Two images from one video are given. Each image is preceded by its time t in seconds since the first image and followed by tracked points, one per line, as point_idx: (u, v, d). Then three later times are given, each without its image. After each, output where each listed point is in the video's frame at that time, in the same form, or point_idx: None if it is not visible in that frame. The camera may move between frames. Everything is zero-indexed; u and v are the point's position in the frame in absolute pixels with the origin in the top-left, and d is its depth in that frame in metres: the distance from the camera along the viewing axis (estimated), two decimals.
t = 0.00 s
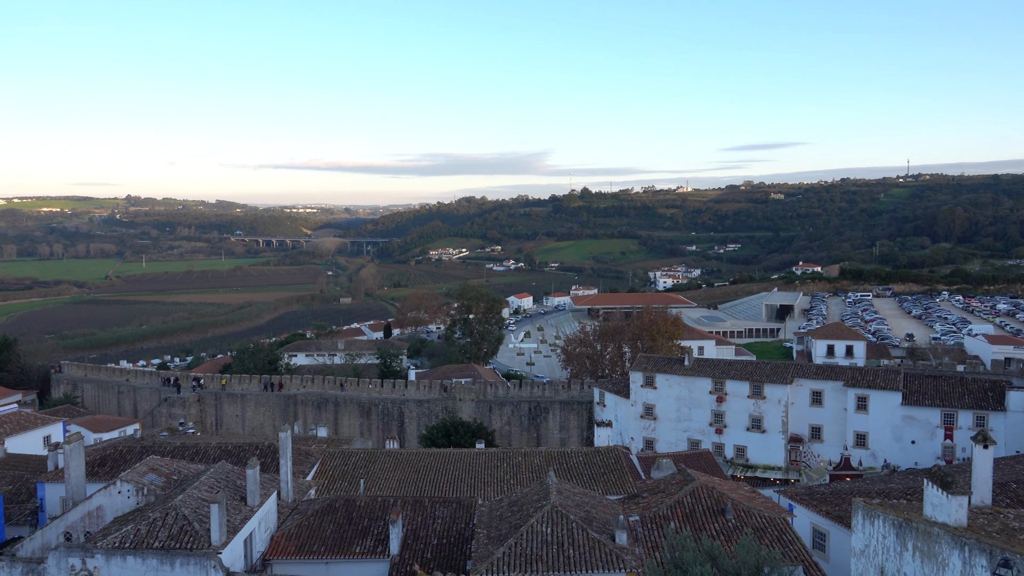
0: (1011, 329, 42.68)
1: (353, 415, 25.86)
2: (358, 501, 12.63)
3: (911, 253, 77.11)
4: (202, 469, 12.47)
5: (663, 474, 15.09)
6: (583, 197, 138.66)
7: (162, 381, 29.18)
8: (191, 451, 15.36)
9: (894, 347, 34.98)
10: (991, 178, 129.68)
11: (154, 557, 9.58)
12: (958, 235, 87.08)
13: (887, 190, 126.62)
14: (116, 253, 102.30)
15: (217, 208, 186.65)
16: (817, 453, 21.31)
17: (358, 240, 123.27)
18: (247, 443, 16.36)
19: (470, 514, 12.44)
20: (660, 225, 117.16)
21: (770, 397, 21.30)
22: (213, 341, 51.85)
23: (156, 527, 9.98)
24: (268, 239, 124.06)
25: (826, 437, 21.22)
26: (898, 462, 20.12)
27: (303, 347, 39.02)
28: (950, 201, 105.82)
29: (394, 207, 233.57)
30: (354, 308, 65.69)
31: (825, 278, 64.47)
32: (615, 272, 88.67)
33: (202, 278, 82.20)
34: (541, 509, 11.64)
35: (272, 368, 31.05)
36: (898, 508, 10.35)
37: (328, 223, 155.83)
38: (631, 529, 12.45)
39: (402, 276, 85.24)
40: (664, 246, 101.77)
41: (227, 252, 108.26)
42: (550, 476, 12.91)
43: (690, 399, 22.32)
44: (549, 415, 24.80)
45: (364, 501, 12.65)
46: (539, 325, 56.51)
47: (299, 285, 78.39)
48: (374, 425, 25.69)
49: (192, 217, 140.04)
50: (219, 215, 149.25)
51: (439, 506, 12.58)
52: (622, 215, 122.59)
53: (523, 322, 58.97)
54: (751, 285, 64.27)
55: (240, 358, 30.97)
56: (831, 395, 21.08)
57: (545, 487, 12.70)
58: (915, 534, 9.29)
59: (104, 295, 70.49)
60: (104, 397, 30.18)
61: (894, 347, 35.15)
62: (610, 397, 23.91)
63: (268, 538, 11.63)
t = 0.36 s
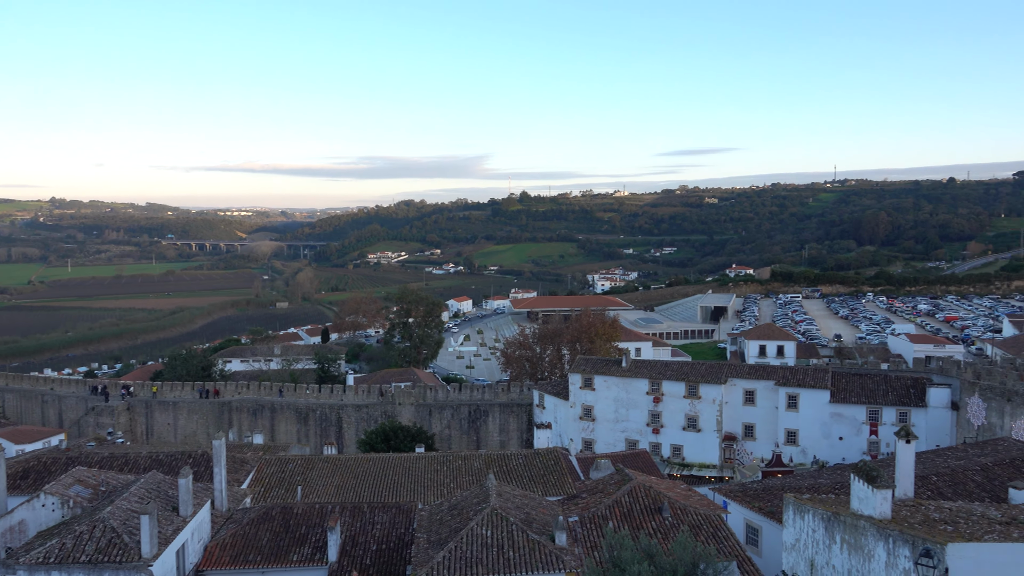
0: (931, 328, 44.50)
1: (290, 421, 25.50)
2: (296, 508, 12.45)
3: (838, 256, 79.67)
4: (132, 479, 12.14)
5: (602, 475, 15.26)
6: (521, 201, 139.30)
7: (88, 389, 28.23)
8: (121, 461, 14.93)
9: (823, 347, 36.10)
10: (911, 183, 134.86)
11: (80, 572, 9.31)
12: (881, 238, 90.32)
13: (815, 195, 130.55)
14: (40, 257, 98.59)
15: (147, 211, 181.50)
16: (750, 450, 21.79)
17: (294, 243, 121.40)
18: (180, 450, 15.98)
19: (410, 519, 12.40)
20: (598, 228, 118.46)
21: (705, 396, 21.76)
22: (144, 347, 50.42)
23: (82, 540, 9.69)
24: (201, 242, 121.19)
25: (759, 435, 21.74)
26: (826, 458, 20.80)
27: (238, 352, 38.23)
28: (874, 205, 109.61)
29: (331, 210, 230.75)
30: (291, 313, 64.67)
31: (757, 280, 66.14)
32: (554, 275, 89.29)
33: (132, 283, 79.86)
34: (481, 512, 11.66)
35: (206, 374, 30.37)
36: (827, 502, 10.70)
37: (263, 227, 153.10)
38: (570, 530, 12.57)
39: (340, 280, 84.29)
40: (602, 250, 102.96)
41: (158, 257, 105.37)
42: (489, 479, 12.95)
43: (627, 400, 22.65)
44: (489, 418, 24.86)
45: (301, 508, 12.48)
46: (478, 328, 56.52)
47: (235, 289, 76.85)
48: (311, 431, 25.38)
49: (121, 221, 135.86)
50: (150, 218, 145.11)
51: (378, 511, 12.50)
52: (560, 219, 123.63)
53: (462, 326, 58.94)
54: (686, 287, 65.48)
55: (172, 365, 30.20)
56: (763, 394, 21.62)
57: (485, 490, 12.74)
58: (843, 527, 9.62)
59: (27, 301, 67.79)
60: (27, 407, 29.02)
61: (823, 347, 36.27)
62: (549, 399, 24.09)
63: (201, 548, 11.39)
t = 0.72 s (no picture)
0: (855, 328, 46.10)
1: (221, 431, 24.94)
2: (227, 520, 12.18)
3: (766, 259, 81.83)
4: (54, 494, 11.69)
5: (539, 478, 15.36)
6: (456, 205, 139.17)
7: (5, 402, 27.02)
8: (42, 476, 14.36)
9: (753, 348, 37.03)
10: (834, 188, 139.42)
11: None
12: (807, 241, 93.18)
13: (743, 200, 133.86)
14: None
15: (68, 217, 175.04)
16: (685, 450, 22.18)
17: (225, 249, 118.73)
18: (105, 464, 15.44)
19: (346, 527, 12.26)
20: (533, 233, 119.11)
21: (639, 398, 22.06)
22: (66, 358, 48.54)
23: None
24: (126, 249, 117.46)
25: (693, 434, 22.15)
26: (757, 456, 21.33)
27: (167, 362, 37.14)
28: (800, 209, 112.95)
29: (262, 215, 226.38)
30: (221, 320, 63.19)
31: (688, 283, 67.48)
32: (490, 280, 89.44)
33: (54, 292, 76.86)
34: (418, 519, 11.60)
35: (132, 384, 29.45)
36: (758, 499, 10.98)
37: (192, 233, 149.29)
38: (508, 534, 12.61)
39: (272, 286, 82.79)
40: (537, 254, 103.60)
41: (80, 263, 101.78)
42: (427, 485, 12.91)
43: (564, 403, 22.82)
44: (426, 423, 24.79)
45: (234, 520, 12.22)
46: (414, 333, 56.18)
47: (163, 296, 74.71)
48: (243, 441, 24.88)
49: (40, 227, 130.69)
50: (71, 224, 140.00)
51: (313, 521, 12.32)
52: (495, 223, 123.99)
53: (399, 331, 58.48)
54: (620, 290, 66.33)
55: (97, 375, 29.19)
56: (696, 395, 22.05)
57: (422, 495, 12.69)
58: (774, 522, 9.89)
59: None
60: None
61: (753, 348, 37.21)
62: (486, 403, 24.12)
63: (128, 564, 11.04)
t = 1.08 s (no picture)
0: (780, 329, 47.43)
1: (147, 445, 24.23)
2: (154, 537, 11.83)
3: (694, 262, 83.51)
4: None
5: (475, 484, 15.37)
6: (388, 211, 138.19)
7: None
8: None
9: (683, 350, 37.77)
10: (759, 192, 143.18)
11: None
12: (734, 244, 95.51)
13: (672, 204, 136.49)
14: None
15: None
16: (618, 452, 22.49)
17: (149, 257, 115.32)
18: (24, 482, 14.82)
19: (278, 540, 12.03)
20: (466, 238, 119.07)
21: (573, 402, 22.27)
22: None
23: None
24: (44, 258, 112.99)
25: (625, 437, 22.46)
26: (688, 456, 21.78)
27: (88, 375, 35.83)
28: (727, 213, 115.71)
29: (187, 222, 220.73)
30: (146, 331, 61.33)
31: (620, 287, 68.42)
32: (423, 286, 89.04)
33: None
34: (352, 529, 11.48)
35: (52, 399, 28.34)
36: (690, 499, 11.21)
37: (114, 241, 144.51)
38: (444, 541, 12.57)
39: (199, 295, 80.74)
40: (471, 259, 103.63)
41: None
42: (361, 495, 12.77)
43: (498, 408, 22.88)
44: (360, 432, 24.61)
45: (161, 536, 11.87)
46: (347, 341, 55.50)
47: (84, 307, 72.11)
48: (170, 454, 24.25)
49: None
50: None
51: (244, 535, 12.06)
52: (427, 229, 123.58)
53: (331, 339, 57.68)
54: (553, 295, 66.80)
55: (14, 390, 28.01)
56: (628, 397, 22.38)
57: (356, 505, 12.57)
58: (705, 522, 10.10)
59: None
60: None
61: (683, 350, 37.94)
62: (420, 411, 24.02)
63: None
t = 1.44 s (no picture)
0: (708, 331, 48.41)
1: (60, 462, 23.15)
2: (66, 560, 11.26)
3: (624, 266, 84.67)
4: None
5: (405, 494, 15.14)
6: (316, 216, 136.10)
7: None
8: None
9: (613, 353, 38.20)
10: (686, 197, 146.10)
11: None
12: (662, 248, 97.24)
13: (602, 208, 138.22)
14: None
15: None
16: (551, 457, 22.53)
17: (63, 264, 110.73)
18: None
19: (199, 559, 11.60)
20: (396, 243, 118.14)
21: (504, 407, 22.22)
22: None
23: None
24: None
25: (558, 441, 22.52)
26: (620, 459, 21.97)
27: None
28: (655, 217, 117.69)
29: (105, 227, 212.99)
30: (60, 342, 58.78)
31: (550, 291, 68.85)
32: (353, 292, 87.91)
33: None
34: (279, 544, 11.15)
35: None
36: (621, 502, 11.24)
37: (24, 247, 138.37)
38: (375, 553, 12.32)
39: (117, 303, 77.91)
40: (401, 265, 102.85)
41: None
42: (288, 508, 12.43)
43: (429, 415, 22.64)
44: (287, 443, 24.06)
45: (74, 558, 11.31)
46: (273, 350, 54.28)
47: None
48: (85, 472, 23.26)
49: None
50: None
51: (164, 555, 11.60)
52: (356, 234, 122.18)
53: (256, 348, 56.34)
54: (484, 300, 66.75)
55: None
56: (559, 402, 22.43)
57: (283, 519, 12.24)
58: (637, 525, 10.13)
59: None
60: None
61: (614, 353, 38.35)
62: (349, 419, 23.61)
63: None
